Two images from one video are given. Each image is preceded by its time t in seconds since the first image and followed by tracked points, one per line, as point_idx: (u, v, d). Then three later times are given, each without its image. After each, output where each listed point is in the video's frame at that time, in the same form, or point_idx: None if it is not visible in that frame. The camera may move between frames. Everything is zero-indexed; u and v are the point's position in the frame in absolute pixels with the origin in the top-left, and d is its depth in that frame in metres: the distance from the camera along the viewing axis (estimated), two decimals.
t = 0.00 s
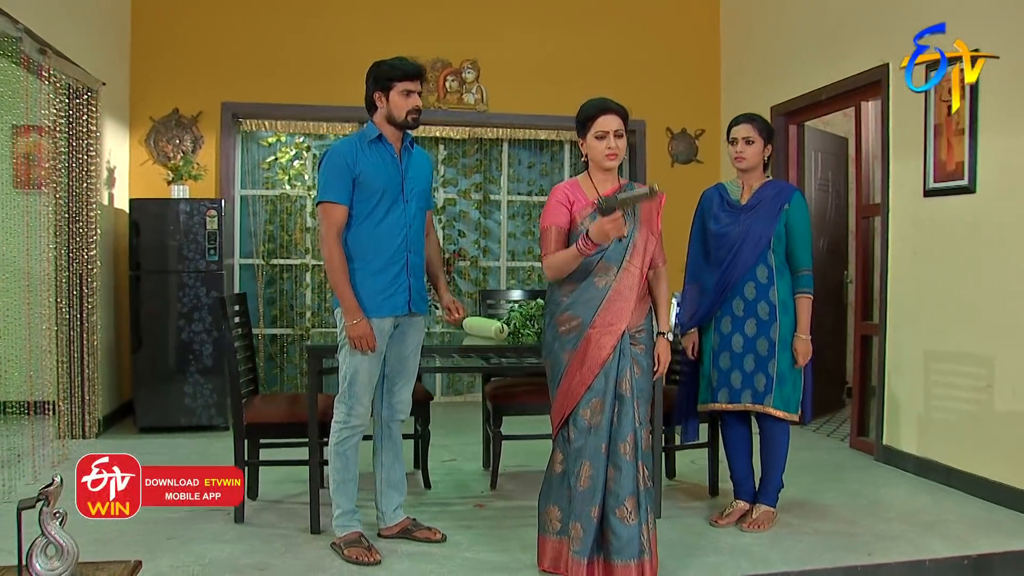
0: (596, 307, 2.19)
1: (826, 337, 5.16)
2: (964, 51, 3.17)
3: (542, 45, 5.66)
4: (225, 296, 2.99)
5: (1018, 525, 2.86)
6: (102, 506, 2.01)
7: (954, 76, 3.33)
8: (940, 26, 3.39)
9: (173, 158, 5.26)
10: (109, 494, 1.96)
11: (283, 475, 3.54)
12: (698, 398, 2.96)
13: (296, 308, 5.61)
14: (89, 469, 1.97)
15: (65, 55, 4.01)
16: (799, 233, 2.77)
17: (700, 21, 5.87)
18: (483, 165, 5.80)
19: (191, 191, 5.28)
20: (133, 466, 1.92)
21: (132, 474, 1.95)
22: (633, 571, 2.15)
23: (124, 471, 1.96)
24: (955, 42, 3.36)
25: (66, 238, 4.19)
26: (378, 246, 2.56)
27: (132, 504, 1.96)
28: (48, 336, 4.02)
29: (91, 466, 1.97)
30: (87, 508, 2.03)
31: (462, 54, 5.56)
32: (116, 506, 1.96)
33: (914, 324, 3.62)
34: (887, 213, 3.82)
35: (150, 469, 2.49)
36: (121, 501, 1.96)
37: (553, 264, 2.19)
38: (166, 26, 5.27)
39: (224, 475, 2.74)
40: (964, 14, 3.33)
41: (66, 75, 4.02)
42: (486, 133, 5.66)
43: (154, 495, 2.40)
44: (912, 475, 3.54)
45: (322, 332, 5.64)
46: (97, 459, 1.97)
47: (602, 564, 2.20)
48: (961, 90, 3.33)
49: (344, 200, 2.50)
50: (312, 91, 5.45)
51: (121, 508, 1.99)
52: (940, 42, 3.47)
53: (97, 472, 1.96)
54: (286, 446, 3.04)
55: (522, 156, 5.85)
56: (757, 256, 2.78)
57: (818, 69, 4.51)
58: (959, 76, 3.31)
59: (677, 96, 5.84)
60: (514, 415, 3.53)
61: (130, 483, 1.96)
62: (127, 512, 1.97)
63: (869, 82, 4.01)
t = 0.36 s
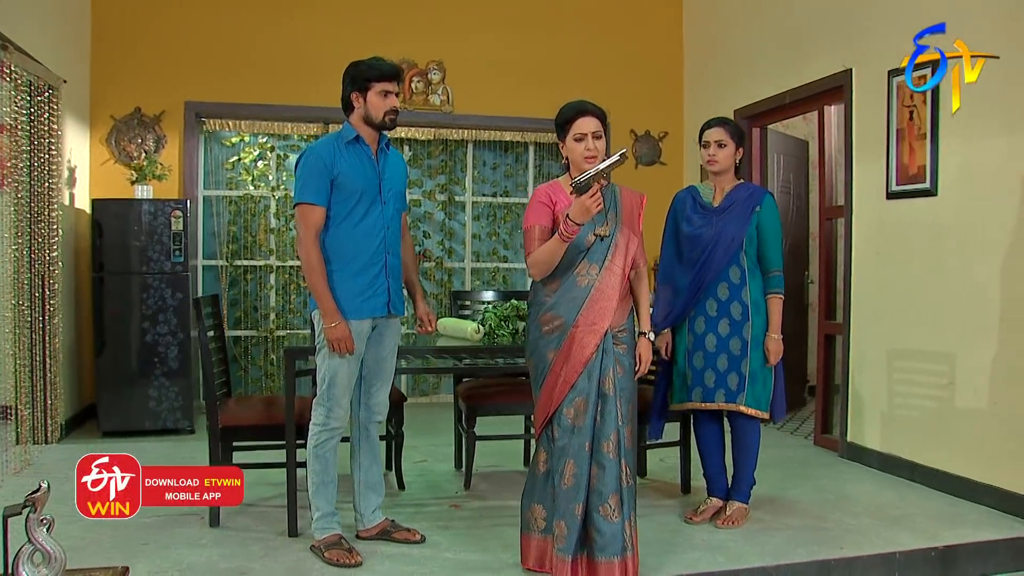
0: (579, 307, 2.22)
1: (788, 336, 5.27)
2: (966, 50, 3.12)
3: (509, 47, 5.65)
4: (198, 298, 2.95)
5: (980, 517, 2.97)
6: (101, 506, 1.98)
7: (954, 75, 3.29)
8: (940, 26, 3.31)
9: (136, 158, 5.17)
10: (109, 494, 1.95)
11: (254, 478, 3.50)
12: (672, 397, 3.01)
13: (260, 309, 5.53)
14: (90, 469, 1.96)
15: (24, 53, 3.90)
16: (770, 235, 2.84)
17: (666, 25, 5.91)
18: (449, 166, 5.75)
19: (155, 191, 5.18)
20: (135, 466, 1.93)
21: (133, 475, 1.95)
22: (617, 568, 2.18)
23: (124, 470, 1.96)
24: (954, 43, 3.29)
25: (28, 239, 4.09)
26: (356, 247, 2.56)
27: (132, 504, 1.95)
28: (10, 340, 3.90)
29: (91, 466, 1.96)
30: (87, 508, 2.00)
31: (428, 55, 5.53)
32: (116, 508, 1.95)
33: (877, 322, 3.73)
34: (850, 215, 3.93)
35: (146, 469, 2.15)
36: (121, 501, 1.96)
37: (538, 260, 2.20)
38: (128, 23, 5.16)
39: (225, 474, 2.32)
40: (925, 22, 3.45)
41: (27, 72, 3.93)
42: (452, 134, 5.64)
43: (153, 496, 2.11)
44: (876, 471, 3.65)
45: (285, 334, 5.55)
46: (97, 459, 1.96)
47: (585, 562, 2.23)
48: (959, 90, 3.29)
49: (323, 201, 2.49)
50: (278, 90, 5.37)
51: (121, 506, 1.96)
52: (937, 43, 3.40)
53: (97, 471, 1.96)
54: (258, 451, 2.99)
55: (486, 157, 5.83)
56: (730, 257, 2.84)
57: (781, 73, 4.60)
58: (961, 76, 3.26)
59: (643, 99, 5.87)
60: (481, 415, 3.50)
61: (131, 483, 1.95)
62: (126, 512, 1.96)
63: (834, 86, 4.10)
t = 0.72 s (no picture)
0: (561, 307, 2.24)
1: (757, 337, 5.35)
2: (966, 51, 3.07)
3: (481, 49, 5.67)
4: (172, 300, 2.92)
5: (948, 512, 3.05)
6: (101, 506, 2.09)
7: (954, 74, 3.21)
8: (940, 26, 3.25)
9: (103, 158, 5.07)
10: (108, 494, 2.06)
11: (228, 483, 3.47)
12: (649, 398, 3.05)
13: (229, 312, 5.47)
14: (90, 469, 2.07)
15: None
16: (742, 237, 2.89)
17: (637, 28, 5.97)
18: (418, 168, 5.75)
19: (122, 192, 5.09)
20: (133, 467, 2.04)
21: (132, 475, 2.06)
22: (599, 566, 2.21)
23: (123, 471, 2.07)
24: (954, 43, 3.20)
25: None
26: (334, 248, 2.55)
27: (132, 504, 2.06)
28: None
29: (91, 466, 2.06)
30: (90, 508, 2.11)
31: (399, 57, 5.52)
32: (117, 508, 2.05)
33: (847, 322, 3.82)
34: (819, 218, 4.02)
35: (146, 469, 2.30)
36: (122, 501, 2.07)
37: (521, 261, 2.22)
38: (96, 21, 5.08)
39: (223, 475, 2.34)
40: (892, 29, 3.55)
41: None
42: (424, 135, 5.64)
43: (155, 494, 2.27)
44: (845, 469, 3.73)
45: (254, 337, 5.49)
46: (97, 459, 2.07)
47: (569, 561, 2.25)
48: (960, 90, 3.20)
49: (301, 203, 2.48)
50: (247, 90, 5.32)
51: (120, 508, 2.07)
52: (937, 43, 3.30)
53: (95, 472, 2.06)
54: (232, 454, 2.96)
55: (456, 158, 5.83)
56: (704, 259, 2.89)
57: (750, 78, 4.68)
58: (960, 74, 3.19)
59: (615, 103, 5.92)
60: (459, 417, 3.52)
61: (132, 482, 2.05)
62: (126, 512, 2.08)
63: (802, 90, 4.18)
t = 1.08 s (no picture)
0: (546, 309, 2.25)
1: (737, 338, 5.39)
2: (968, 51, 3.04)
3: (461, 50, 5.67)
4: (154, 303, 2.90)
5: (926, 510, 3.10)
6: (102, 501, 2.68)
7: (954, 74, 3.15)
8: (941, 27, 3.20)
9: (81, 159, 5.02)
10: (111, 490, 2.62)
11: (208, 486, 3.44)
12: (632, 399, 3.07)
13: (208, 315, 5.42)
14: (92, 472, 2.62)
15: None
16: (724, 238, 2.92)
17: (617, 31, 6.00)
18: (398, 170, 5.74)
19: (99, 194, 5.03)
20: (132, 466, 2.58)
21: (130, 474, 2.62)
22: (585, 567, 2.22)
23: (123, 471, 2.61)
24: (954, 43, 3.15)
25: None
26: (317, 250, 2.54)
27: (129, 494, 2.67)
28: None
29: (94, 470, 2.63)
30: (91, 505, 2.72)
31: (379, 58, 5.51)
32: (116, 505, 2.71)
33: (826, 323, 3.87)
34: (799, 219, 4.07)
35: (148, 472, 2.71)
36: (121, 500, 2.68)
37: (507, 263, 2.23)
38: (72, 20, 5.02)
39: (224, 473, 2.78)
40: (870, 33, 3.61)
41: None
42: (405, 137, 5.63)
43: (156, 494, 2.67)
44: (825, 469, 3.78)
45: (233, 339, 5.44)
46: (99, 464, 2.62)
47: (554, 562, 2.26)
48: (960, 90, 3.13)
49: (284, 205, 2.46)
50: (226, 91, 5.27)
51: (116, 498, 2.68)
52: (937, 43, 3.24)
53: (97, 472, 2.61)
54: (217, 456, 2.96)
55: (436, 161, 5.83)
56: (687, 260, 2.91)
57: (729, 81, 4.72)
58: (960, 74, 3.13)
59: (595, 105, 5.95)
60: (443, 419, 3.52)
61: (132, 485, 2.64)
62: (123, 501, 2.68)
63: (781, 93, 4.23)
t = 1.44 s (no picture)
0: (539, 312, 2.26)
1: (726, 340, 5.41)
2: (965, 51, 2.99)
3: (452, 52, 5.68)
4: (143, 305, 2.88)
5: (915, 511, 3.13)
6: (101, 505, 2.86)
7: (954, 74, 3.13)
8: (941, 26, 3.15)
9: (69, 161, 4.98)
10: (109, 493, 2.82)
11: (197, 489, 3.42)
12: (622, 400, 3.08)
13: (197, 317, 5.39)
14: (90, 474, 2.83)
15: None
16: (715, 241, 2.93)
17: (607, 33, 6.02)
18: (388, 172, 5.73)
19: (88, 196, 5.00)
20: (132, 466, 2.80)
21: (129, 475, 2.81)
22: (575, 569, 2.22)
23: (121, 473, 2.81)
24: (954, 43, 3.12)
25: None
26: (307, 253, 2.54)
27: (127, 502, 2.88)
28: None
29: (92, 471, 2.82)
30: (90, 508, 2.91)
31: (369, 60, 5.51)
32: (116, 506, 2.88)
33: (816, 324, 3.89)
34: (788, 221, 4.09)
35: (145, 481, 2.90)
36: (120, 500, 2.87)
37: (499, 265, 2.24)
38: (60, 21, 4.99)
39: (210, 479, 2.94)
40: (859, 37, 3.63)
41: None
42: (395, 139, 5.63)
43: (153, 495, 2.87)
44: (814, 470, 3.80)
45: (222, 341, 5.42)
46: (98, 465, 2.81)
47: (545, 564, 2.26)
48: (960, 90, 3.11)
49: (274, 207, 2.46)
50: (215, 92, 5.25)
51: (118, 505, 2.89)
52: (937, 43, 3.21)
53: (98, 473, 2.80)
54: (206, 459, 2.96)
55: (425, 163, 5.83)
56: (678, 262, 2.92)
57: (719, 84, 4.74)
58: (960, 74, 3.11)
59: (584, 107, 5.96)
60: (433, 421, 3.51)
61: (131, 485, 2.82)
62: (123, 509, 2.90)
63: (770, 95, 4.25)
